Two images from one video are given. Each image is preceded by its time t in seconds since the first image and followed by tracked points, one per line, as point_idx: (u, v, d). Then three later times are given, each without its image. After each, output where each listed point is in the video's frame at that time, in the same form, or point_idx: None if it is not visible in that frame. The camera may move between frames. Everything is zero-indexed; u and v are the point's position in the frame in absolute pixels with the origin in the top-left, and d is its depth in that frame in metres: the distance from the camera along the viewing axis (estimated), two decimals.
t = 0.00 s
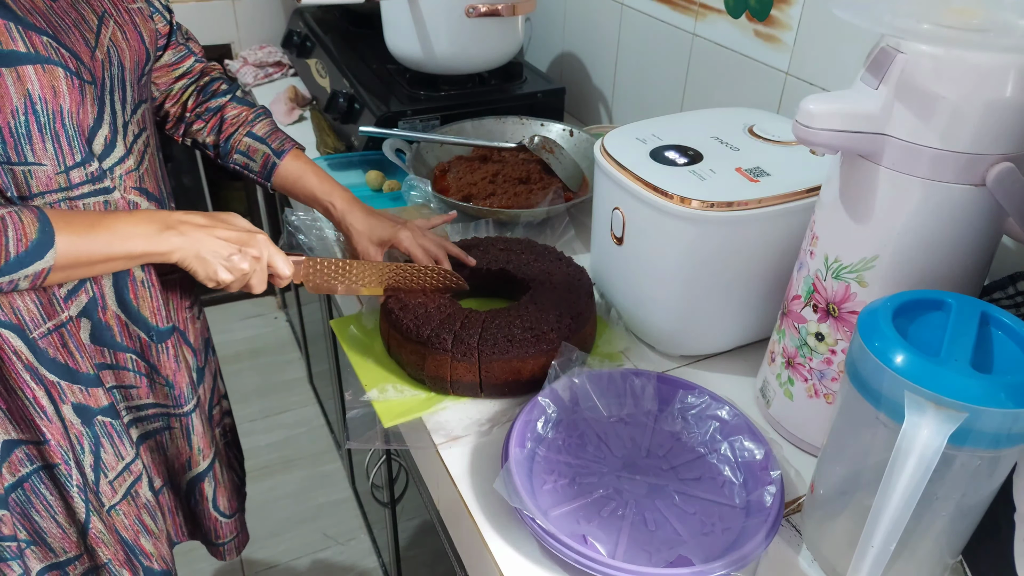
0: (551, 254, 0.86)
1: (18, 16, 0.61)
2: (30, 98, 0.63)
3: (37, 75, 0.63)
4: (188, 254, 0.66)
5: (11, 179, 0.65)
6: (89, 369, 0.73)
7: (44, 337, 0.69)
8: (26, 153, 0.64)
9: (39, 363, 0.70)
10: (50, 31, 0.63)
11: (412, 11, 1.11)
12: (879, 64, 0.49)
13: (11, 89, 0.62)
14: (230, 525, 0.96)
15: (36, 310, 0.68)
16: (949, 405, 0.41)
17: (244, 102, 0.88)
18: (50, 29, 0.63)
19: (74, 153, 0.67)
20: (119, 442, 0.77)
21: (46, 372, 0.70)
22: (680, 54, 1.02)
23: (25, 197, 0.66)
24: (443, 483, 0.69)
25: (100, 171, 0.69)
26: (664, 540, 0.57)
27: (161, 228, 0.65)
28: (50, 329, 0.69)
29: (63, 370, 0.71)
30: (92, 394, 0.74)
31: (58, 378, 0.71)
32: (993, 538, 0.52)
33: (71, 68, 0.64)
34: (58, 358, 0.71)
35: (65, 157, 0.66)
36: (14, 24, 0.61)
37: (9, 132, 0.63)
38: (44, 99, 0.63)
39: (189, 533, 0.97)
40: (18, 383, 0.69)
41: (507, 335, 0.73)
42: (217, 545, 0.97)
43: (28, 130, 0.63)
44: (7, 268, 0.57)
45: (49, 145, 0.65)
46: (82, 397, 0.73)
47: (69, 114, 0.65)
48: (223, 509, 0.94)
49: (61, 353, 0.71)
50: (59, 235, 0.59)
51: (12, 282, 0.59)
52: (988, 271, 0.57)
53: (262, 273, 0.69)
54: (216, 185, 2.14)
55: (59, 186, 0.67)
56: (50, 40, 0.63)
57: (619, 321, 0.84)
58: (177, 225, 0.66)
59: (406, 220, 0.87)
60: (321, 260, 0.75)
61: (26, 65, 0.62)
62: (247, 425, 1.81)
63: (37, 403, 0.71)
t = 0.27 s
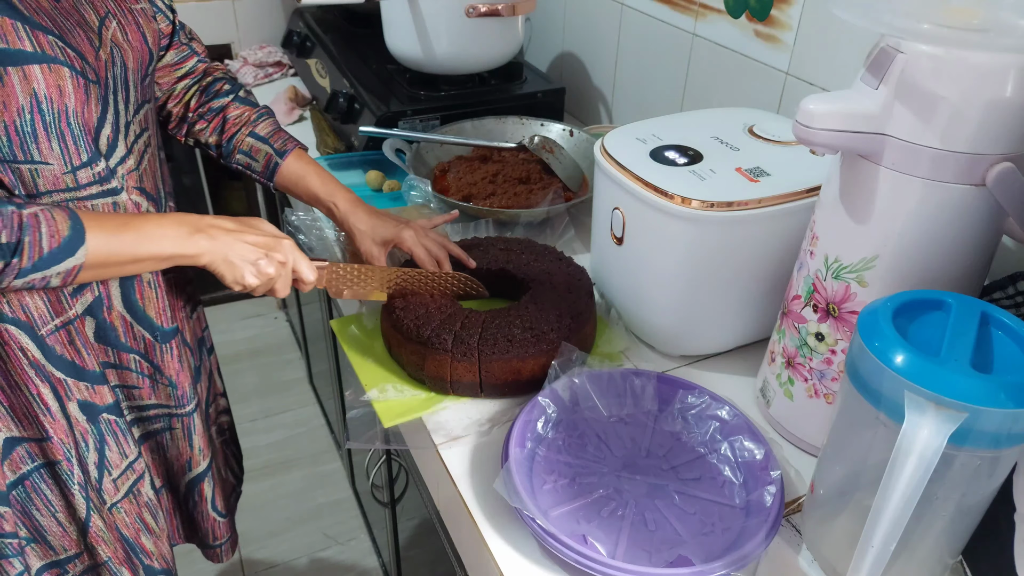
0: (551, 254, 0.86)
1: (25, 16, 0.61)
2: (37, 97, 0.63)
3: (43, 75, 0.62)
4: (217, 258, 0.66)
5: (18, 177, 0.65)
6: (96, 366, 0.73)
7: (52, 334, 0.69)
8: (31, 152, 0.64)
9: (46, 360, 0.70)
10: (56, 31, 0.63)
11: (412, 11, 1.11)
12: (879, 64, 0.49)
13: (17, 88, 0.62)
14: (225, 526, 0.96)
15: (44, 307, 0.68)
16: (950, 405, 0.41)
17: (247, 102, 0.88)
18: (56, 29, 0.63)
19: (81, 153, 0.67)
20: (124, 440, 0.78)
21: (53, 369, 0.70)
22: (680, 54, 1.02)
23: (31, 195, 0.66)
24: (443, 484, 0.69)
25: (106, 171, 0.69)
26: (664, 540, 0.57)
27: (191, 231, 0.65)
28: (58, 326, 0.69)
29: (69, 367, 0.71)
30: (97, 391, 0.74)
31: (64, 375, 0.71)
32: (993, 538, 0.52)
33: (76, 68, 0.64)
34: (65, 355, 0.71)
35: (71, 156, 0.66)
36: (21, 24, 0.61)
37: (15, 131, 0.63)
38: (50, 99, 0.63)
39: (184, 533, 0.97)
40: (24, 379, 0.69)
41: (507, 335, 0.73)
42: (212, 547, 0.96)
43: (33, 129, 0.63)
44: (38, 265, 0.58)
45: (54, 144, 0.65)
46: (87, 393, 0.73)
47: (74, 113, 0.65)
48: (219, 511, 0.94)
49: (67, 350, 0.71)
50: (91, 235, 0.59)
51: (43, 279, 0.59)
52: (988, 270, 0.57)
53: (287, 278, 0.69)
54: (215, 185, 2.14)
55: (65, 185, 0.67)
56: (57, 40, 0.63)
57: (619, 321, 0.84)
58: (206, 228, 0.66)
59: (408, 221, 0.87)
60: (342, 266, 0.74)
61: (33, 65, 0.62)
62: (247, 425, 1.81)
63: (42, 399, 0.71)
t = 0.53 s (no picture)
0: (551, 254, 0.86)
1: (27, 16, 0.61)
2: (40, 97, 0.63)
3: (46, 75, 0.63)
4: (209, 262, 0.66)
5: (17, 176, 0.65)
6: (95, 365, 0.73)
7: (47, 333, 0.69)
8: (33, 151, 0.64)
9: (43, 360, 0.70)
10: (59, 31, 0.63)
11: (412, 11, 1.11)
12: (879, 64, 0.49)
13: (20, 87, 0.62)
14: (224, 523, 0.97)
15: (39, 307, 0.68)
16: (949, 405, 0.41)
17: (248, 103, 0.88)
18: (59, 29, 0.63)
19: (80, 152, 0.67)
20: (124, 438, 0.78)
21: (49, 368, 0.70)
22: (680, 54, 1.02)
23: (30, 194, 0.66)
24: (443, 483, 0.69)
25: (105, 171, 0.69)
26: (664, 540, 0.57)
27: (185, 234, 0.65)
28: (53, 326, 0.69)
29: (65, 366, 0.71)
30: (94, 389, 0.74)
31: (61, 374, 0.71)
32: (993, 538, 0.52)
33: (79, 68, 0.64)
34: (60, 354, 0.71)
35: (71, 155, 0.66)
36: (24, 24, 0.61)
37: (17, 131, 0.63)
38: (53, 98, 0.63)
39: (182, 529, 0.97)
40: (21, 378, 0.69)
41: (507, 335, 0.73)
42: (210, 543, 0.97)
43: (36, 128, 0.63)
44: (34, 267, 0.58)
45: (56, 144, 0.65)
46: (84, 391, 0.73)
47: (76, 113, 0.65)
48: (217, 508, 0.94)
49: (63, 349, 0.71)
50: (88, 237, 0.59)
51: (38, 280, 0.59)
52: (988, 271, 0.57)
53: (278, 282, 0.70)
54: (215, 185, 2.14)
55: (64, 184, 0.67)
56: (60, 40, 0.63)
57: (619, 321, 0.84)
58: (200, 232, 0.66)
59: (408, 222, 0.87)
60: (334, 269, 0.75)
61: (36, 64, 0.62)
62: (248, 425, 1.81)
63: (41, 398, 0.71)
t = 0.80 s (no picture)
0: (551, 254, 0.86)
1: (29, 17, 0.61)
2: (43, 99, 0.63)
3: (50, 77, 0.63)
4: (217, 272, 0.66)
5: (21, 179, 0.65)
6: (97, 367, 0.73)
7: (51, 334, 0.69)
8: (36, 154, 0.64)
9: (45, 360, 0.70)
10: (62, 32, 0.63)
11: (412, 12, 1.11)
12: (879, 65, 0.49)
13: (24, 89, 0.62)
14: (223, 526, 0.97)
15: (43, 308, 0.68)
16: (949, 405, 0.41)
17: (248, 104, 0.88)
18: (61, 31, 0.63)
19: (85, 155, 0.67)
20: (124, 440, 0.78)
21: (51, 369, 0.70)
22: (680, 54, 1.02)
23: (34, 197, 0.66)
24: (443, 483, 0.69)
25: (110, 174, 0.69)
26: (664, 539, 0.57)
27: (195, 244, 0.65)
28: (57, 327, 0.69)
29: (68, 367, 0.71)
30: (96, 392, 0.74)
31: (63, 375, 0.71)
32: (993, 539, 0.52)
33: (82, 71, 0.64)
34: (63, 355, 0.71)
35: (75, 158, 0.66)
36: (27, 26, 0.61)
37: (21, 133, 0.63)
38: (56, 100, 0.63)
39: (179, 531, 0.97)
40: (23, 379, 0.70)
41: (507, 335, 0.73)
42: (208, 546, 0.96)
43: (39, 131, 0.63)
44: (46, 272, 0.58)
45: (59, 145, 0.65)
46: (86, 394, 0.73)
47: (80, 115, 0.65)
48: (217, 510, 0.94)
49: (66, 351, 0.71)
50: (100, 244, 0.60)
51: (49, 285, 0.60)
52: (988, 270, 0.57)
53: (285, 295, 0.69)
54: (215, 184, 2.14)
55: (69, 188, 0.67)
56: (63, 42, 0.63)
57: (619, 321, 0.84)
58: (209, 242, 0.66)
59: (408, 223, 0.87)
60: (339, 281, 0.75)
61: (40, 66, 0.62)
62: (248, 425, 1.81)
63: (43, 399, 0.71)
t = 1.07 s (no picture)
0: (551, 254, 0.86)
1: (32, 17, 0.61)
2: (45, 99, 0.63)
3: (52, 76, 0.63)
4: (204, 280, 0.66)
5: (22, 179, 0.65)
6: (94, 367, 0.73)
7: (44, 335, 0.69)
8: (37, 153, 0.64)
9: (40, 361, 0.70)
10: (64, 31, 0.63)
11: (412, 11, 1.11)
12: (879, 65, 0.49)
13: (26, 89, 0.62)
14: (222, 524, 0.97)
15: (37, 310, 0.68)
16: (949, 405, 0.41)
17: (247, 104, 0.88)
18: (63, 29, 0.63)
19: (83, 154, 0.66)
20: (122, 437, 0.77)
21: (46, 369, 0.70)
22: (680, 54, 1.02)
23: (34, 198, 0.66)
24: (443, 483, 0.69)
25: (107, 172, 0.69)
26: (664, 539, 0.57)
27: (181, 251, 0.65)
28: (51, 328, 0.69)
29: (63, 367, 0.71)
30: (92, 390, 0.74)
31: (59, 375, 0.71)
32: (993, 539, 0.52)
33: (83, 69, 0.64)
34: (58, 354, 0.71)
35: (75, 157, 0.66)
36: (29, 26, 0.61)
37: (22, 133, 0.63)
38: (58, 100, 0.63)
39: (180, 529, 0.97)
40: (22, 379, 0.70)
41: (507, 335, 0.73)
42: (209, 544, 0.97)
43: (40, 130, 0.63)
44: (32, 279, 0.58)
45: (59, 145, 0.65)
46: (82, 392, 0.73)
47: (81, 115, 0.65)
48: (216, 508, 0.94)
49: (61, 350, 0.71)
50: (87, 251, 0.60)
51: (36, 291, 0.60)
52: (988, 271, 0.57)
53: (271, 302, 0.70)
54: (215, 184, 2.14)
55: (65, 187, 0.67)
56: (65, 42, 0.63)
57: (619, 321, 0.84)
58: (196, 249, 0.66)
59: (407, 224, 0.87)
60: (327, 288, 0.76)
61: (42, 66, 0.62)
62: (248, 425, 1.81)
63: (42, 398, 0.71)
